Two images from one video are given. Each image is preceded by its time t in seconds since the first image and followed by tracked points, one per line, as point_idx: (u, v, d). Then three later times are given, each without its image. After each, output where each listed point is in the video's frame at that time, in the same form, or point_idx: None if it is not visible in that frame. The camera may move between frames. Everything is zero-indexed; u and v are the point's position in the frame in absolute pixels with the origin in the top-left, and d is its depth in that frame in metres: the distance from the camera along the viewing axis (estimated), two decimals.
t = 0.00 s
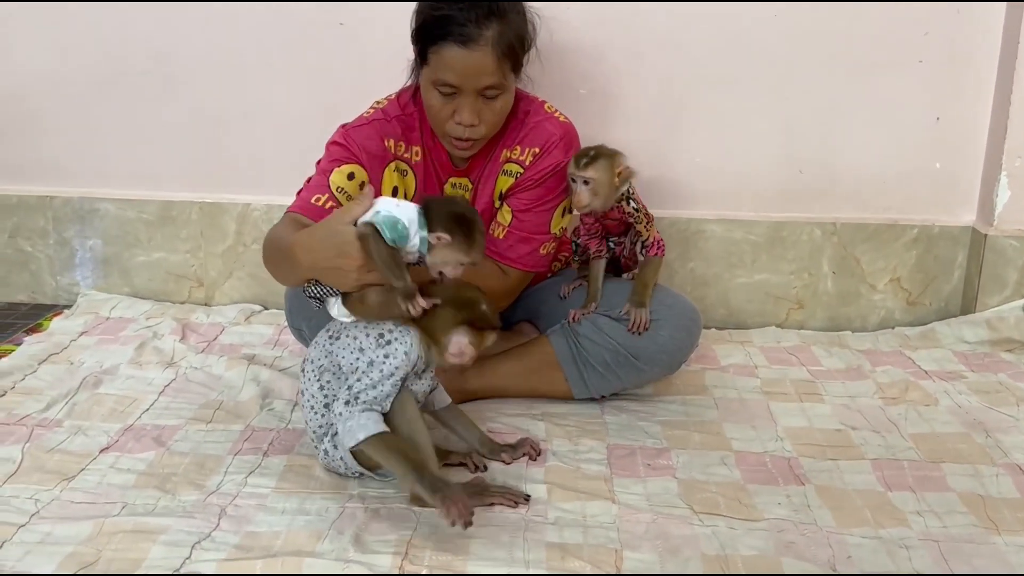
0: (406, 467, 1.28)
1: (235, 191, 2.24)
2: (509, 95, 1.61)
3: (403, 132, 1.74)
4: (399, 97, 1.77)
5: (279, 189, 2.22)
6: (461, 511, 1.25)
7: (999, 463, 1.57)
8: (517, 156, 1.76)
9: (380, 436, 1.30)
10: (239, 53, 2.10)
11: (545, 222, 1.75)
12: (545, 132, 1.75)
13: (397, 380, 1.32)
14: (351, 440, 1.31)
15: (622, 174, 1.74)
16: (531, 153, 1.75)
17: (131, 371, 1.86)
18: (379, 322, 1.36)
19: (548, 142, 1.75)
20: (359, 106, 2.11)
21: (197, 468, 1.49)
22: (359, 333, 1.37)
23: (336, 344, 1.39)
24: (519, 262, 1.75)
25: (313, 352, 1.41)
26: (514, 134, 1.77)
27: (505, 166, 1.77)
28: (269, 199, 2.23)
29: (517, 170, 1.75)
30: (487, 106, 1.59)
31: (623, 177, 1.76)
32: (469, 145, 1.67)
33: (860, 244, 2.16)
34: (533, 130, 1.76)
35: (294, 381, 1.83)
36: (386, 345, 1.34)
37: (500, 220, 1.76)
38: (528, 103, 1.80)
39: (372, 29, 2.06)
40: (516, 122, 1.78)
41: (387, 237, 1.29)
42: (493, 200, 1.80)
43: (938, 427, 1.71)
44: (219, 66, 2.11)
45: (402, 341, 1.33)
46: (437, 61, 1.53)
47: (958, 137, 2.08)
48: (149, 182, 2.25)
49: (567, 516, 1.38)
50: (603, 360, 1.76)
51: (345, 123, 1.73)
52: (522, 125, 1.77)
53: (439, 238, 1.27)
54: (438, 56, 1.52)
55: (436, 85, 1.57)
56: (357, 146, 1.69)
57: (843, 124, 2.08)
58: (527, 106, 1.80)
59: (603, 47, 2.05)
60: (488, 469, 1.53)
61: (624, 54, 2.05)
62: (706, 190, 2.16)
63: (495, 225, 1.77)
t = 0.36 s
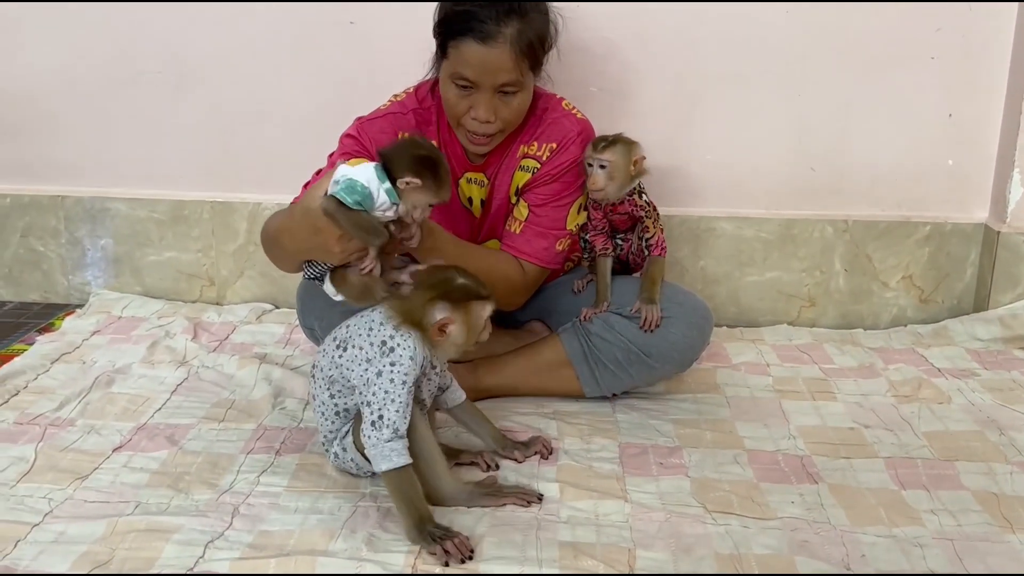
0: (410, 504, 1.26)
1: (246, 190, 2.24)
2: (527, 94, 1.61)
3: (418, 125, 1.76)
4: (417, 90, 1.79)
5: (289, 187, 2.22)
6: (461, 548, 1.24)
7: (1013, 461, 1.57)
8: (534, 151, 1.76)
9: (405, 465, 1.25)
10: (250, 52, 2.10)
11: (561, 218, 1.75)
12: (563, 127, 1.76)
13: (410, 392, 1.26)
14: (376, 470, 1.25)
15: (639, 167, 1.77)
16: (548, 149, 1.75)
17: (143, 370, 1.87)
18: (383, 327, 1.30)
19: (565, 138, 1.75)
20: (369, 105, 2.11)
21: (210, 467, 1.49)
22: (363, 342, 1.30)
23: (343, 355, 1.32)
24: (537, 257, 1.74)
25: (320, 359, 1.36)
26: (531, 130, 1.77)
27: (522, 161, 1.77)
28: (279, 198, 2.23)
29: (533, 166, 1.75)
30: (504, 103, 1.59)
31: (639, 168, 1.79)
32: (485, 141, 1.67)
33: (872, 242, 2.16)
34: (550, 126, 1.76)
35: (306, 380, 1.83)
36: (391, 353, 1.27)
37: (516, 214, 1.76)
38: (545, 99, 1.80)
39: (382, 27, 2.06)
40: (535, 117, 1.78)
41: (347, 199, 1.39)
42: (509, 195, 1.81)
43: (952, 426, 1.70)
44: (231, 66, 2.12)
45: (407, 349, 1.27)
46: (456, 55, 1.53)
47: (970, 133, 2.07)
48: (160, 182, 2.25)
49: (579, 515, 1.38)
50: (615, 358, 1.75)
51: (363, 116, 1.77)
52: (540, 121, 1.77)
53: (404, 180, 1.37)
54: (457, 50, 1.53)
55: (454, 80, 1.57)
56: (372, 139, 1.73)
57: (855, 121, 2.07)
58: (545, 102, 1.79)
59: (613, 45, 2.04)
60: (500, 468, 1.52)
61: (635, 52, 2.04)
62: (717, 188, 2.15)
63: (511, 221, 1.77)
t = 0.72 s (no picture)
0: (421, 504, 1.26)
1: (253, 190, 2.24)
2: (525, 95, 1.60)
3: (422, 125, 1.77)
4: (420, 91, 1.80)
5: (297, 188, 2.23)
6: (471, 547, 1.24)
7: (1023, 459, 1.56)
8: (537, 149, 1.76)
9: (417, 463, 1.25)
10: (257, 53, 2.11)
11: (564, 216, 1.75)
12: (564, 125, 1.76)
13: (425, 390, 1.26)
14: (387, 467, 1.25)
15: (643, 153, 1.77)
16: (550, 147, 1.75)
17: (152, 370, 1.87)
18: (399, 326, 1.29)
19: (567, 135, 1.75)
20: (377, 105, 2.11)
21: (220, 467, 1.50)
22: (378, 339, 1.29)
23: (357, 352, 1.31)
24: (540, 255, 1.73)
25: (333, 355, 1.35)
26: (533, 128, 1.77)
27: (524, 160, 1.77)
28: (287, 198, 2.23)
29: (536, 164, 1.75)
30: (501, 104, 1.59)
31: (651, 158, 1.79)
32: (484, 142, 1.67)
33: (881, 240, 2.15)
34: (552, 124, 1.76)
35: (314, 380, 1.83)
36: (408, 352, 1.27)
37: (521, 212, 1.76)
38: (547, 98, 1.80)
39: (389, 27, 2.06)
40: (536, 116, 1.78)
41: (371, 169, 1.30)
42: (513, 195, 1.81)
43: (961, 424, 1.70)
44: (238, 66, 2.12)
45: (424, 348, 1.26)
46: (452, 57, 1.53)
47: (977, 130, 2.06)
48: (169, 182, 2.26)
49: (588, 514, 1.38)
50: (623, 356, 1.75)
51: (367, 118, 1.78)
52: (542, 120, 1.77)
53: (424, 159, 1.31)
54: (452, 52, 1.53)
55: (451, 82, 1.57)
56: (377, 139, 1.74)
57: (863, 119, 2.07)
58: (546, 100, 1.79)
59: (620, 44, 2.04)
60: (509, 467, 1.52)
61: (641, 51, 2.04)
62: (724, 187, 2.15)
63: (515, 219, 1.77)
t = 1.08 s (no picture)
0: (429, 505, 1.26)
1: (258, 191, 2.24)
2: (536, 98, 1.61)
3: (433, 128, 1.76)
4: (429, 93, 1.79)
5: (301, 189, 2.23)
6: (474, 549, 1.24)
7: None
8: (548, 151, 1.76)
9: (427, 464, 1.25)
10: (260, 54, 2.11)
11: (576, 218, 1.76)
12: (575, 127, 1.76)
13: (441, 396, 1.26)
14: (396, 466, 1.25)
15: (650, 159, 1.78)
16: (561, 148, 1.75)
17: (157, 372, 1.87)
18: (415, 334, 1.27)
19: (579, 138, 1.76)
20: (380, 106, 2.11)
21: (225, 469, 1.50)
22: (395, 345, 1.28)
23: (371, 355, 1.30)
24: (555, 258, 1.75)
25: (345, 355, 1.34)
26: (543, 130, 1.77)
27: (535, 162, 1.77)
28: (291, 199, 2.24)
29: (548, 166, 1.76)
30: (512, 109, 1.59)
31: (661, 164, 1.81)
32: (496, 144, 1.68)
33: (886, 240, 2.15)
34: (562, 125, 1.76)
35: (319, 381, 1.83)
36: (426, 359, 1.26)
37: (533, 215, 1.76)
38: (557, 98, 1.80)
39: (393, 29, 2.06)
40: (546, 117, 1.78)
41: (391, 209, 1.20)
42: (524, 197, 1.81)
43: (967, 423, 1.69)
44: (242, 68, 2.12)
45: (443, 355, 1.25)
46: (464, 63, 1.53)
47: (982, 129, 2.06)
48: (173, 184, 2.26)
49: (594, 514, 1.38)
50: (627, 356, 1.75)
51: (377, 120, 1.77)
52: (551, 121, 1.77)
53: (434, 196, 1.20)
54: (464, 58, 1.52)
55: (462, 86, 1.57)
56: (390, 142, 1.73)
57: (867, 118, 2.07)
58: (556, 103, 1.79)
59: (624, 44, 2.04)
60: (514, 468, 1.52)
61: (645, 51, 2.04)
62: (727, 188, 2.15)
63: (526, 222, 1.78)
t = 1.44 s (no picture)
0: (434, 505, 1.26)
1: (261, 192, 2.24)
2: (544, 91, 1.60)
3: (438, 120, 1.77)
4: (436, 85, 1.79)
5: (305, 189, 2.23)
6: (480, 549, 1.24)
7: None
8: (556, 145, 1.76)
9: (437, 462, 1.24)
10: (263, 54, 2.10)
11: (584, 212, 1.75)
12: (583, 121, 1.75)
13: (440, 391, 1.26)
14: (405, 467, 1.24)
15: (661, 158, 1.77)
16: (570, 142, 1.75)
17: (161, 372, 1.87)
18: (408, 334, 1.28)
19: (586, 131, 1.75)
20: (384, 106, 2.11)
21: (229, 469, 1.50)
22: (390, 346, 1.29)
23: (369, 360, 1.31)
24: (564, 253, 1.74)
25: (343, 363, 1.35)
26: (551, 124, 1.78)
27: (543, 156, 1.77)
28: (295, 199, 2.23)
29: (556, 160, 1.76)
30: (521, 101, 1.58)
31: (662, 162, 1.79)
32: (503, 137, 1.67)
33: (890, 239, 2.15)
34: (571, 119, 1.76)
35: (323, 381, 1.83)
36: (422, 357, 1.26)
37: (541, 209, 1.75)
38: (564, 93, 1.80)
39: (395, 28, 2.06)
40: (554, 111, 1.78)
41: (416, 252, 1.23)
42: (531, 191, 1.80)
43: (972, 422, 1.69)
44: (246, 68, 2.12)
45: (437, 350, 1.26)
46: (474, 54, 1.52)
47: (987, 127, 2.06)
48: (176, 185, 2.26)
49: (599, 515, 1.37)
50: (632, 356, 1.75)
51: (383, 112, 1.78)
52: (559, 115, 1.77)
53: (445, 216, 1.22)
54: (473, 49, 1.52)
55: (471, 77, 1.56)
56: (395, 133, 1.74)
57: (871, 117, 2.06)
58: (564, 97, 1.79)
59: (628, 43, 2.04)
60: (519, 468, 1.52)
61: (648, 51, 2.04)
62: (731, 187, 2.15)
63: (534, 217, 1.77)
